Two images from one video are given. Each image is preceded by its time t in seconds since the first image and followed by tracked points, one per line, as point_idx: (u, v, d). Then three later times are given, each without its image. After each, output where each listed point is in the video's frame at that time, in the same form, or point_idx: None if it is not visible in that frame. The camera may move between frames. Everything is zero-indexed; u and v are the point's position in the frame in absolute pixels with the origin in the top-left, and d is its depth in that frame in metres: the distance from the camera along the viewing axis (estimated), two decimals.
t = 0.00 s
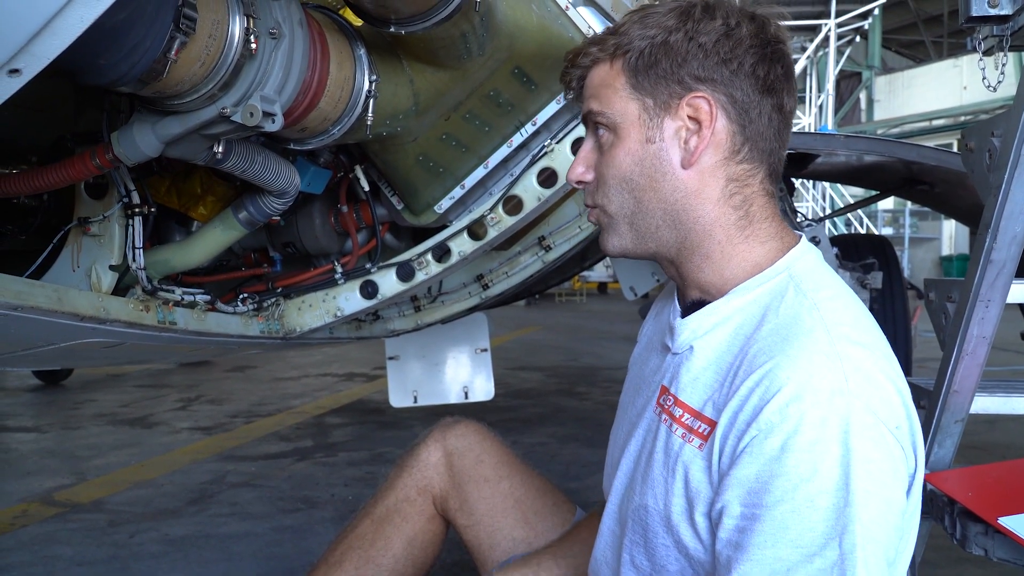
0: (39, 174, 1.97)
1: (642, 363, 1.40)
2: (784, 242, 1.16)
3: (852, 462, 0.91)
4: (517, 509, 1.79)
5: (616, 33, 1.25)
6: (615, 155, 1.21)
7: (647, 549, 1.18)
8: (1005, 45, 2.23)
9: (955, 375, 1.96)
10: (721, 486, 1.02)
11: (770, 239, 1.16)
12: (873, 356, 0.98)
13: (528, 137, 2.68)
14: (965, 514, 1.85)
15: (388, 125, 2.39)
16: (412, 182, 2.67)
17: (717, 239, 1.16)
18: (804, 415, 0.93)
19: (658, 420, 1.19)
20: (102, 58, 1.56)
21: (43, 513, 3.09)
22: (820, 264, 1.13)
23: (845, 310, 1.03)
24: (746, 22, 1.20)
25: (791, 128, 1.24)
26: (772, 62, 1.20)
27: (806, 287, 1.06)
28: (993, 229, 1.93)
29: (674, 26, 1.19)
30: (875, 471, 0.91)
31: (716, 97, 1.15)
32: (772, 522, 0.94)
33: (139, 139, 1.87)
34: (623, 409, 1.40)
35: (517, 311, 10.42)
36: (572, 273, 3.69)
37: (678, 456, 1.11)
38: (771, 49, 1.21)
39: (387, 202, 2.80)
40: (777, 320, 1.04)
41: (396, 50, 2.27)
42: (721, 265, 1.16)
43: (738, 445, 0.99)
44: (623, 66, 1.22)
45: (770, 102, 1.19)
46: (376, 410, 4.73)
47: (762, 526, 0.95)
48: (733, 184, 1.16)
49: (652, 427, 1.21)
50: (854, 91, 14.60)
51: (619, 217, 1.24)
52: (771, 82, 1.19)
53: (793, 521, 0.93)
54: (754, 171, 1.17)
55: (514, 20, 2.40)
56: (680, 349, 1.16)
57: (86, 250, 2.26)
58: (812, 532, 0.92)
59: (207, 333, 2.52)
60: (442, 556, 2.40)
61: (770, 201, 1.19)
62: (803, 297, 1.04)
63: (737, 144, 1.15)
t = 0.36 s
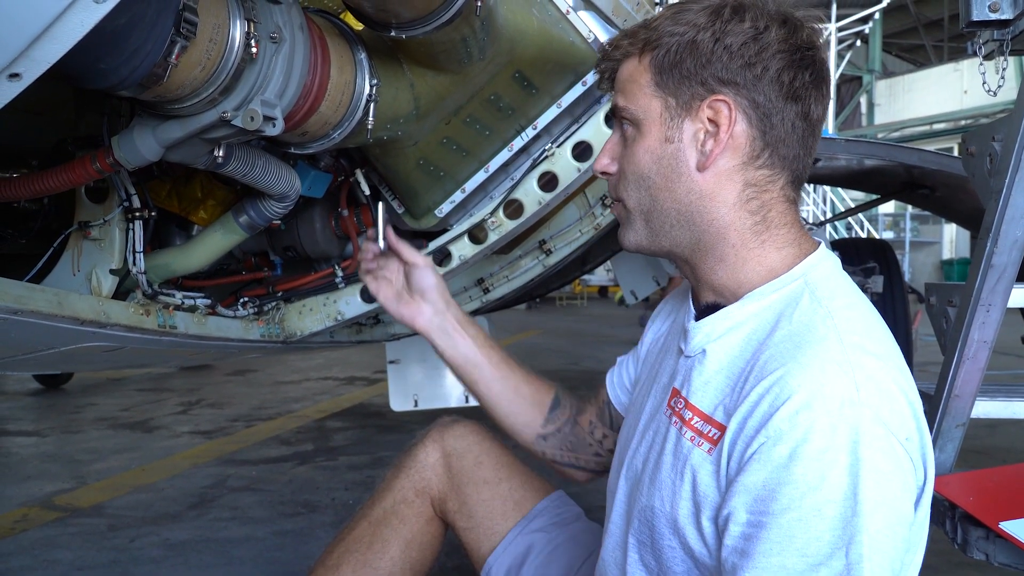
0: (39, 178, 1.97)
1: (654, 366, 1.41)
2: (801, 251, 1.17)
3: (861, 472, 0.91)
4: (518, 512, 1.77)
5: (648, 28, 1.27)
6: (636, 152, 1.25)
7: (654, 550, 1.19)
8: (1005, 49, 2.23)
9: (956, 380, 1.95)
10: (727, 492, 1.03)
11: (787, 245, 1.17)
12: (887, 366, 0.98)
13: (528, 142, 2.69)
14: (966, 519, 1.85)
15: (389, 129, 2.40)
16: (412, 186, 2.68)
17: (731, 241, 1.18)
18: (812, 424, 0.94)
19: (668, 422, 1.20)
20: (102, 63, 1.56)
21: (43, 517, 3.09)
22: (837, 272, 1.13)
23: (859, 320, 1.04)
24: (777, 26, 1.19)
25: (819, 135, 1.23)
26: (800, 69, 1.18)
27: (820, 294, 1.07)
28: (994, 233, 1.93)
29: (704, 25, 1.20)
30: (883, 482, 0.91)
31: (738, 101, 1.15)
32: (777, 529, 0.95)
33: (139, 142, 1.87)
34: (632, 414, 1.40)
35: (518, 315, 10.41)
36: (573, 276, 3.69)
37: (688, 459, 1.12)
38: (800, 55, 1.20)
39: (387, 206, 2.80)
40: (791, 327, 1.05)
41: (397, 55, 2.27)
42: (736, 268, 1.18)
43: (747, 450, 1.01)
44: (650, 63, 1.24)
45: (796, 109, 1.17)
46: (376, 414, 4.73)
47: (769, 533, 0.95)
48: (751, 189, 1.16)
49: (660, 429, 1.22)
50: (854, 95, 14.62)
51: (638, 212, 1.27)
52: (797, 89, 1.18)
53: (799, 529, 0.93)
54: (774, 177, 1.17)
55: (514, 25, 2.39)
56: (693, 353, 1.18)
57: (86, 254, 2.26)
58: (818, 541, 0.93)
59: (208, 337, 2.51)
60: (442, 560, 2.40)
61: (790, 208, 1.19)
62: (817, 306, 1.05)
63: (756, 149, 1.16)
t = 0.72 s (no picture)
0: (38, 181, 1.97)
1: (654, 369, 1.41)
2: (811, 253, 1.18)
3: (882, 476, 0.93)
4: (517, 516, 1.77)
5: (667, 25, 1.27)
6: (648, 148, 1.25)
7: (660, 553, 1.19)
8: (1004, 53, 2.23)
9: (954, 383, 1.96)
10: (744, 496, 1.04)
11: (797, 249, 1.18)
12: (901, 371, 1.01)
13: (527, 145, 2.66)
14: (965, 522, 1.85)
15: (388, 132, 2.41)
16: (412, 188, 2.70)
17: (742, 243, 1.19)
18: (834, 427, 0.95)
19: (676, 425, 1.20)
20: (102, 65, 1.56)
21: (42, 519, 3.08)
22: (845, 276, 1.16)
23: (871, 324, 1.06)
24: (798, 31, 1.20)
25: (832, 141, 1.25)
26: (819, 75, 1.20)
27: (834, 298, 1.09)
28: (992, 237, 1.93)
29: (726, 25, 1.20)
30: (904, 486, 0.93)
31: (756, 104, 1.16)
32: (799, 532, 0.96)
33: (139, 145, 1.87)
34: (634, 418, 1.40)
35: (517, 318, 10.41)
36: (572, 279, 3.69)
37: (699, 462, 1.13)
38: (820, 61, 1.21)
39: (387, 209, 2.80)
40: (806, 332, 1.06)
41: (396, 58, 2.27)
42: (745, 270, 1.19)
43: (765, 454, 1.02)
44: (668, 59, 1.24)
45: (813, 115, 1.19)
46: (375, 417, 4.73)
47: (790, 536, 0.96)
48: (763, 192, 1.17)
49: (668, 433, 1.22)
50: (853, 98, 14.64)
51: (646, 209, 1.28)
52: (815, 96, 1.19)
53: (821, 532, 0.94)
54: (787, 181, 1.19)
55: (513, 28, 2.41)
56: (702, 356, 1.18)
57: (85, 256, 2.27)
58: (840, 544, 0.94)
59: (207, 340, 2.52)
60: (441, 563, 2.39)
61: (800, 213, 1.21)
62: (833, 311, 1.07)
63: (772, 152, 1.17)
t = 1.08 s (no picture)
0: (38, 184, 1.97)
1: (654, 374, 1.40)
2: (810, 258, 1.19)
3: (879, 484, 0.92)
4: (516, 519, 1.77)
5: (670, 28, 1.27)
6: (649, 152, 1.25)
7: (658, 560, 1.18)
8: (1004, 58, 2.24)
9: (954, 388, 1.96)
10: (741, 503, 1.04)
11: (797, 255, 1.18)
12: (900, 377, 1.00)
13: (527, 149, 2.66)
14: (965, 527, 1.85)
15: (388, 135, 2.41)
16: (411, 192, 2.70)
17: (743, 249, 1.19)
18: (831, 435, 0.95)
19: (676, 432, 1.20)
20: (102, 69, 1.56)
21: (40, 522, 3.08)
22: (845, 282, 1.16)
23: (871, 331, 1.06)
24: (804, 37, 1.20)
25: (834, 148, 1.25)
26: (823, 82, 1.20)
27: (833, 304, 1.09)
28: (992, 242, 1.93)
29: (731, 30, 1.20)
30: (900, 493, 0.92)
31: (758, 110, 1.16)
32: (796, 539, 0.95)
33: (139, 149, 1.87)
34: (634, 422, 1.40)
35: (516, 321, 10.41)
36: (572, 282, 3.69)
37: (697, 469, 1.13)
38: (824, 68, 1.21)
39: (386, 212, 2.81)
40: (805, 337, 1.06)
41: (396, 61, 2.27)
42: (746, 277, 1.19)
43: (762, 461, 1.02)
44: (670, 62, 1.24)
45: (815, 122, 1.19)
46: (374, 420, 4.73)
47: (786, 543, 0.96)
48: (764, 199, 1.18)
49: (667, 439, 1.22)
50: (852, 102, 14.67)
51: (647, 213, 1.28)
52: (818, 103, 1.19)
53: (817, 539, 0.94)
54: (788, 188, 1.19)
55: (513, 32, 2.41)
56: (701, 362, 1.18)
57: (85, 259, 2.26)
58: (836, 552, 0.94)
59: (206, 343, 2.52)
60: (439, 567, 2.39)
61: (801, 220, 1.21)
62: (832, 317, 1.07)
63: (773, 159, 1.17)
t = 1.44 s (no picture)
0: (37, 187, 1.97)
1: (652, 378, 1.40)
2: (810, 263, 1.19)
3: (880, 491, 0.92)
4: (513, 524, 1.76)
5: (671, 31, 1.27)
6: (649, 156, 1.25)
7: (657, 566, 1.18)
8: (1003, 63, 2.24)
9: (952, 393, 1.96)
10: (741, 510, 1.04)
11: (797, 258, 1.18)
12: (900, 385, 1.00)
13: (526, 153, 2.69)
14: (962, 533, 1.85)
15: (387, 139, 2.41)
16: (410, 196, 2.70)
17: (742, 253, 1.19)
18: (832, 442, 0.95)
19: (676, 437, 1.20)
20: (101, 72, 1.56)
21: (37, 526, 3.07)
22: (844, 287, 1.16)
23: (872, 337, 1.06)
24: (803, 41, 1.21)
25: (834, 152, 1.25)
26: (823, 86, 1.21)
27: (833, 310, 1.10)
28: (990, 247, 1.93)
29: (730, 34, 1.20)
30: (901, 501, 0.93)
31: (757, 114, 1.17)
32: (796, 547, 0.95)
33: (137, 152, 1.87)
34: (633, 427, 1.39)
35: (514, 324, 10.42)
36: (570, 286, 3.69)
37: (697, 475, 1.13)
38: (823, 72, 1.21)
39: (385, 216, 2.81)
40: (806, 344, 1.06)
41: (395, 65, 2.27)
42: (745, 281, 1.19)
43: (762, 468, 1.02)
44: (670, 65, 1.25)
45: (815, 126, 1.20)
46: (372, 424, 4.72)
47: (786, 550, 0.96)
48: (764, 203, 1.18)
49: (667, 444, 1.22)
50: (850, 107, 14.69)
51: (645, 217, 1.28)
52: (817, 107, 1.20)
53: (818, 547, 0.94)
54: (787, 192, 1.19)
55: (512, 36, 2.41)
56: (701, 368, 1.18)
57: (83, 262, 2.26)
58: (837, 559, 0.94)
59: (203, 346, 2.52)
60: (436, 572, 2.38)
61: (801, 225, 1.21)
62: (833, 324, 1.07)
63: (773, 163, 1.17)
